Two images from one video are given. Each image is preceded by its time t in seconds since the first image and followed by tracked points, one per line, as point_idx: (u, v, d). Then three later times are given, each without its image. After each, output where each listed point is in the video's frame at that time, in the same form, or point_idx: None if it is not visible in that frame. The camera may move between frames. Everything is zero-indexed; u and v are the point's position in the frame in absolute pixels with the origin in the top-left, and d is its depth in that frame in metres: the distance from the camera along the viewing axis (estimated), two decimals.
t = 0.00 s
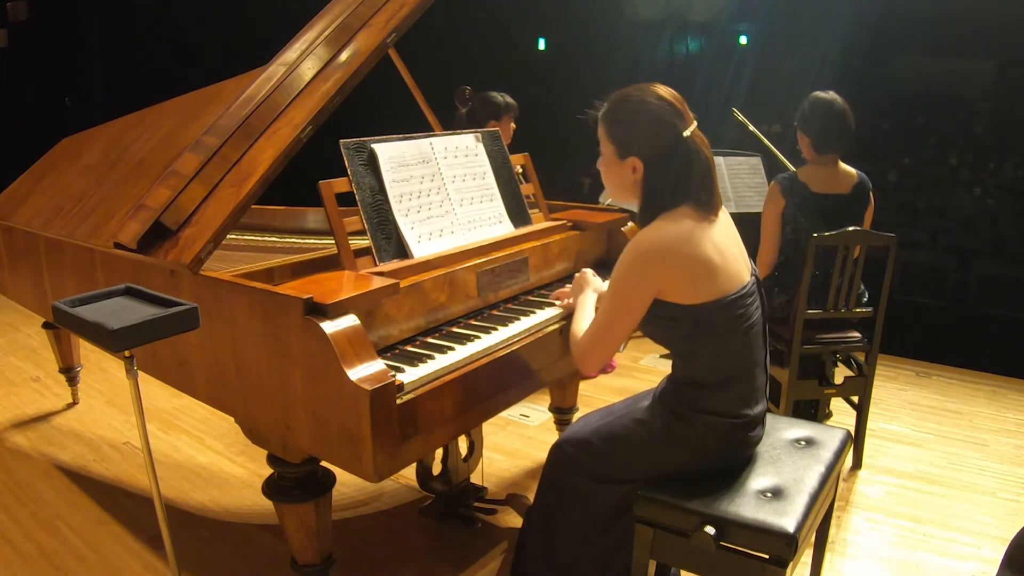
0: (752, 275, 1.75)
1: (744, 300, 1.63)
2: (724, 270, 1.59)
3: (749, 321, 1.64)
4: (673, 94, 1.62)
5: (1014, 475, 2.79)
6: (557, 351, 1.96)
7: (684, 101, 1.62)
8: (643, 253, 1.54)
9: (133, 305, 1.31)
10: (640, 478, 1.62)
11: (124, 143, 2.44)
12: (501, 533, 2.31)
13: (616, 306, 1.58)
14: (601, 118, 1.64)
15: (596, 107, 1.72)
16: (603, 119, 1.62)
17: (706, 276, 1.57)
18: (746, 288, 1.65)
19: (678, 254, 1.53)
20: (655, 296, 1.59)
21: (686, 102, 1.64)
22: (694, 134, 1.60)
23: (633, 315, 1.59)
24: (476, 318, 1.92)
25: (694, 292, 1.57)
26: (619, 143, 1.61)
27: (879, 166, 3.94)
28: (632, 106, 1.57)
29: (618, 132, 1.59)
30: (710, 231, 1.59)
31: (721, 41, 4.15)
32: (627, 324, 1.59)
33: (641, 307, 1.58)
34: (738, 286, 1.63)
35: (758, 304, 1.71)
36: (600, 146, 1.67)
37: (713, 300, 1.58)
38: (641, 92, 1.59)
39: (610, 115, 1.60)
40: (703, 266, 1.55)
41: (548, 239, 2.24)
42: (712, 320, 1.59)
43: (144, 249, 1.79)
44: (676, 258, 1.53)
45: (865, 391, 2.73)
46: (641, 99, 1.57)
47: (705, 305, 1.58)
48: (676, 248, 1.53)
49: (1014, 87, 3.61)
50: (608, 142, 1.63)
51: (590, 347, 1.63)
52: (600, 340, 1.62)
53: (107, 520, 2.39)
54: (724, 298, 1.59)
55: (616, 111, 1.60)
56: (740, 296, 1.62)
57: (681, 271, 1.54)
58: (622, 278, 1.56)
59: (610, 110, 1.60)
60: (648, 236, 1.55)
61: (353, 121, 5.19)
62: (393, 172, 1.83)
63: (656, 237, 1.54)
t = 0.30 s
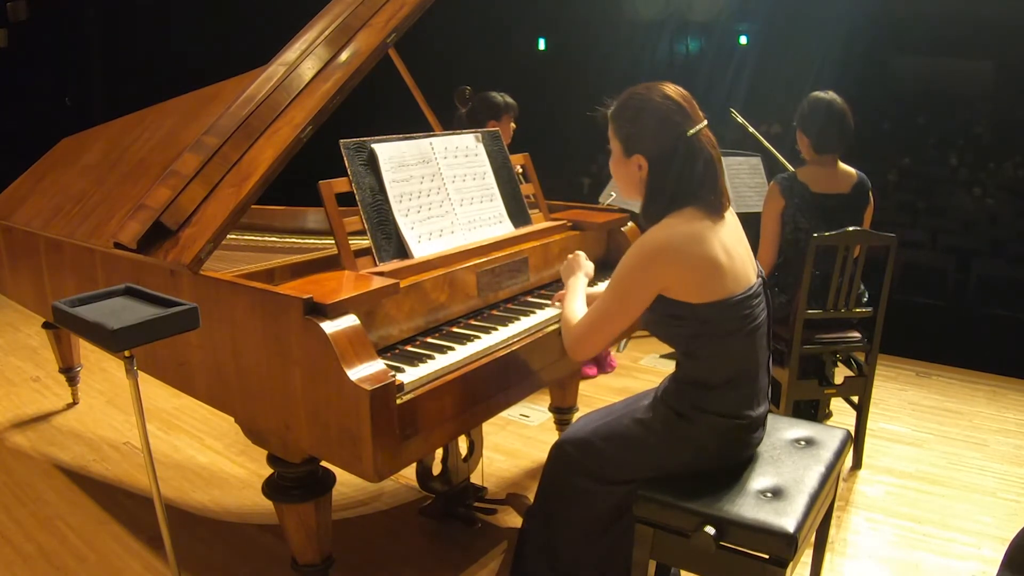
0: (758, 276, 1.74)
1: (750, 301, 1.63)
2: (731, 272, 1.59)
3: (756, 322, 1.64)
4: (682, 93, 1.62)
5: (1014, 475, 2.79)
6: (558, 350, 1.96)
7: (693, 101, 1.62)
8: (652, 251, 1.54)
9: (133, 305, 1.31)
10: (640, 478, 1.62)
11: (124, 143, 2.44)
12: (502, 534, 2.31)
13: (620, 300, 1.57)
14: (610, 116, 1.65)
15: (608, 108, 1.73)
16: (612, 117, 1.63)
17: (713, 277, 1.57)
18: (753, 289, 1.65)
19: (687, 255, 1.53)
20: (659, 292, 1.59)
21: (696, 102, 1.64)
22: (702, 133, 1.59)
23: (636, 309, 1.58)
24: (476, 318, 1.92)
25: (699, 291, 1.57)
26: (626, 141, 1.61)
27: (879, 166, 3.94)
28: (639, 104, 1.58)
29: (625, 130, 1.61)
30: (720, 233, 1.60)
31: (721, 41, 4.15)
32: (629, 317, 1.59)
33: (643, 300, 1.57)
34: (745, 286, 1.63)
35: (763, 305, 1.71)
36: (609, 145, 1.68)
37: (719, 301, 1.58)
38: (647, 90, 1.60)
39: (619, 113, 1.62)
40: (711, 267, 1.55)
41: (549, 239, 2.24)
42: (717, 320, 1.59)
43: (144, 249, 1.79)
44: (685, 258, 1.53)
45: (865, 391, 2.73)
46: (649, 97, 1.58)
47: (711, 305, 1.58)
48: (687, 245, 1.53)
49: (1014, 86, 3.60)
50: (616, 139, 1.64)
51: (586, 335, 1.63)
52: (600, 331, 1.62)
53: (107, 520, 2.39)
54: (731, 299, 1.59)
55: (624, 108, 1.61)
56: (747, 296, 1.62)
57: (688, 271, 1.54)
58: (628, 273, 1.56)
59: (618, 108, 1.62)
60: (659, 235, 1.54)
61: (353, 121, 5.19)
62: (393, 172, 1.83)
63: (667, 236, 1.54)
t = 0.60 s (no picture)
0: (764, 277, 1.74)
1: (755, 302, 1.63)
2: (736, 275, 1.59)
3: (760, 323, 1.64)
4: (688, 91, 1.62)
5: (1015, 475, 2.79)
6: (558, 350, 1.96)
7: (699, 99, 1.61)
8: (659, 248, 1.54)
9: (133, 305, 1.31)
10: (640, 479, 1.62)
11: (125, 143, 2.44)
12: (502, 534, 2.31)
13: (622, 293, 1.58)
14: (617, 115, 1.66)
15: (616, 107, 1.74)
16: (619, 116, 1.64)
17: (718, 278, 1.56)
18: (758, 291, 1.65)
19: (692, 254, 1.53)
20: (662, 289, 1.59)
21: (702, 101, 1.63)
22: (708, 131, 1.58)
23: (636, 303, 1.59)
24: (476, 318, 1.92)
25: (702, 291, 1.57)
26: (632, 139, 1.62)
27: (879, 166, 3.94)
28: (643, 102, 1.58)
29: (631, 129, 1.61)
30: (728, 234, 1.60)
31: (721, 41, 4.15)
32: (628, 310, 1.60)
33: (645, 294, 1.58)
34: (750, 288, 1.63)
35: (768, 306, 1.71)
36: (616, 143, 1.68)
37: (723, 302, 1.58)
38: (653, 89, 1.60)
39: (625, 111, 1.62)
40: (715, 269, 1.55)
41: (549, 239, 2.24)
42: (719, 321, 1.59)
43: (144, 249, 1.79)
44: (691, 257, 1.53)
45: (865, 391, 2.73)
46: (654, 95, 1.59)
47: (713, 306, 1.58)
48: (694, 245, 1.53)
49: (1014, 86, 3.61)
50: (622, 137, 1.64)
51: (584, 324, 1.64)
52: (599, 321, 1.62)
53: (107, 521, 2.38)
54: (736, 300, 1.59)
55: (629, 107, 1.61)
56: (752, 298, 1.62)
57: (693, 270, 1.54)
58: (632, 268, 1.56)
59: (624, 107, 1.62)
60: (667, 233, 1.55)
61: (353, 121, 5.19)
62: (393, 172, 1.83)
63: (675, 235, 1.54)
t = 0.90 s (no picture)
0: (767, 277, 1.74)
1: (758, 301, 1.62)
2: (740, 274, 1.59)
3: (762, 323, 1.64)
4: (696, 90, 1.62)
5: (1015, 475, 2.79)
6: (558, 350, 1.96)
7: (707, 98, 1.62)
8: (666, 244, 1.53)
9: (133, 305, 1.31)
10: (640, 479, 1.62)
11: (125, 143, 2.44)
12: (501, 534, 2.31)
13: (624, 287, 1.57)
14: (626, 112, 1.66)
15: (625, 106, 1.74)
16: (628, 113, 1.64)
17: (722, 276, 1.56)
18: (761, 290, 1.65)
19: (698, 252, 1.53)
20: (665, 285, 1.59)
21: (710, 100, 1.64)
22: (715, 130, 1.59)
23: (638, 296, 1.58)
24: (476, 318, 1.92)
25: (705, 289, 1.57)
26: (639, 135, 1.62)
27: (879, 167, 3.94)
28: (652, 99, 1.59)
29: (639, 126, 1.61)
30: (732, 233, 1.60)
31: (721, 41, 4.15)
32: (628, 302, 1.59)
33: (648, 289, 1.57)
34: (753, 287, 1.63)
35: (770, 306, 1.71)
36: (624, 141, 1.68)
37: (726, 301, 1.58)
38: (662, 88, 1.60)
39: (633, 108, 1.62)
40: (720, 267, 1.55)
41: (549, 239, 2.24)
42: (720, 321, 1.59)
43: (144, 249, 1.79)
44: (696, 255, 1.53)
45: (865, 391, 2.73)
46: (663, 92, 1.59)
47: (715, 305, 1.58)
48: (699, 243, 1.53)
49: (1014, 86, 3.60)
50: (630, 134, 1.64)
51: (581, 314, 1.63)
52: (597, 312, 1.61)
53: (107, 521, 2.39)
54: (740, 299, 1.59)
55: (639, 104, 1.61)
56: (755, 297, 1.62)
57: (697, 268, 1.54)
58: (637, 263, 1.55)
59: (633, 103, 1.63)
60: (674, 230, 1.54)
61: (353, 121, 5.20)
62: (393, 172, 1.83)
63: (682, 232, 1.53)
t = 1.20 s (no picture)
0: (769, 276, 1.74)
1: (760, 301, 1.62)
2: (743, 272, 1.59)
3: (764, 323, 1.64)
4: (704, 89, 1.63)
5: (1015, 475, 2.79)
6: (557, 350, 1.96)
7: (715, 97, 1.63)
8: (670, 241, 1.53)
9: (133, 305, 1.31)
10: (641, 479, 1.62)
11: (125, 143, 2.44)
12: (501, 534, 2.31)
13: (628, 283, 1.56)
14: (634, 108, 1.65)
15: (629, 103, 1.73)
16: (637, 109, 1.63)
17: (725, 274, 1.56)
18: (764, 289, 1.65)
19: (703, 250, 1.53)
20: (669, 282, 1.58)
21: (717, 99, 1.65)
22: (725, 129, 1.60)
23: (641, 293, 1.57)
24: (477, 318, 1.92)
25: (709, 286, 1.57)
26: (650, 132, 1.61)
27: (879, 167, 3.94)
28: (665, 96, 1.58)
29: (650, 122, 1.60)
30: (736, 231, 1.60)
31: (721, 41, 4.15)
32: (632, 299, 1.58)
33: (652, 286, 1.56)
34: (756, 286, 1.63)
35: (772, 305, 1.70)
36: (631, 138, 1.67)
37: (730, 298, 1.58)
38: (674, 85, 1.60)
39: (644, 105, 1.61)
40: (724, 264, 1.55)
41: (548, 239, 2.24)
42: (721, 321, 1.59)
43: (144, 249, 1.79)
44: (701, 252, 1.53)
45: (865, 391, 2.73)
46: (674, 90, 1.59)
47: (717, 303, 1.58)
48: (703, 240, 1.53)
49: (1014, 86, 3.60)
50: (639, 130, 1.63)
51: (582, 310, 1.62)
52: (600, 309, 1.60)
53: (107, 520, 2.38)
54: (743, 297, 1.59)
55: (649, 100, 1.60)
56: (757, 296, 1.62)
57: (702, 266, 1.54)
58: (642, 260, 1.54)
59: (643, 100, 1.61)
60: (679, 228, 1.54)
61: (353, 121, 5.20)
62: (393, 172, 1.83)
63: (687, 229, 1.53)
